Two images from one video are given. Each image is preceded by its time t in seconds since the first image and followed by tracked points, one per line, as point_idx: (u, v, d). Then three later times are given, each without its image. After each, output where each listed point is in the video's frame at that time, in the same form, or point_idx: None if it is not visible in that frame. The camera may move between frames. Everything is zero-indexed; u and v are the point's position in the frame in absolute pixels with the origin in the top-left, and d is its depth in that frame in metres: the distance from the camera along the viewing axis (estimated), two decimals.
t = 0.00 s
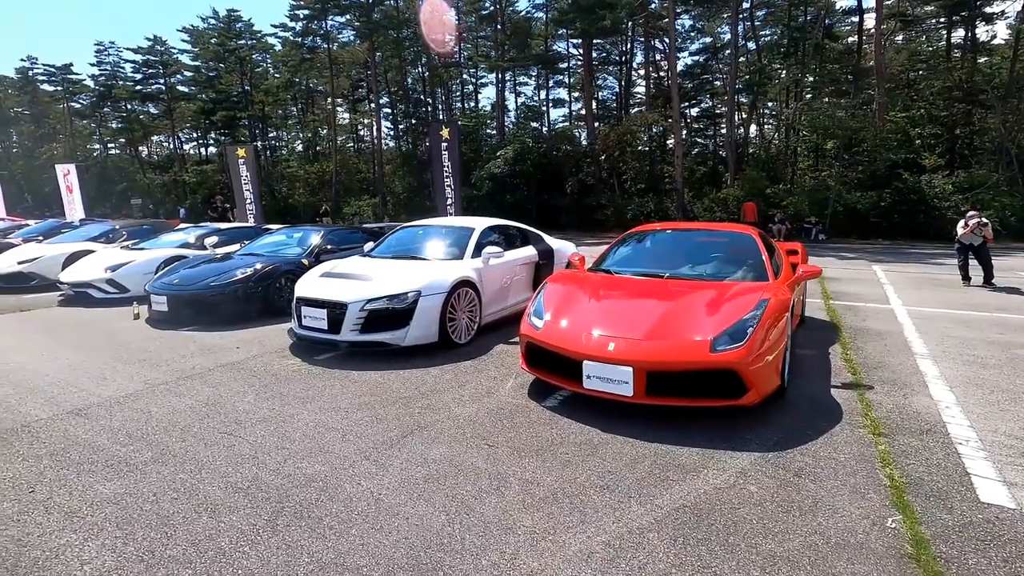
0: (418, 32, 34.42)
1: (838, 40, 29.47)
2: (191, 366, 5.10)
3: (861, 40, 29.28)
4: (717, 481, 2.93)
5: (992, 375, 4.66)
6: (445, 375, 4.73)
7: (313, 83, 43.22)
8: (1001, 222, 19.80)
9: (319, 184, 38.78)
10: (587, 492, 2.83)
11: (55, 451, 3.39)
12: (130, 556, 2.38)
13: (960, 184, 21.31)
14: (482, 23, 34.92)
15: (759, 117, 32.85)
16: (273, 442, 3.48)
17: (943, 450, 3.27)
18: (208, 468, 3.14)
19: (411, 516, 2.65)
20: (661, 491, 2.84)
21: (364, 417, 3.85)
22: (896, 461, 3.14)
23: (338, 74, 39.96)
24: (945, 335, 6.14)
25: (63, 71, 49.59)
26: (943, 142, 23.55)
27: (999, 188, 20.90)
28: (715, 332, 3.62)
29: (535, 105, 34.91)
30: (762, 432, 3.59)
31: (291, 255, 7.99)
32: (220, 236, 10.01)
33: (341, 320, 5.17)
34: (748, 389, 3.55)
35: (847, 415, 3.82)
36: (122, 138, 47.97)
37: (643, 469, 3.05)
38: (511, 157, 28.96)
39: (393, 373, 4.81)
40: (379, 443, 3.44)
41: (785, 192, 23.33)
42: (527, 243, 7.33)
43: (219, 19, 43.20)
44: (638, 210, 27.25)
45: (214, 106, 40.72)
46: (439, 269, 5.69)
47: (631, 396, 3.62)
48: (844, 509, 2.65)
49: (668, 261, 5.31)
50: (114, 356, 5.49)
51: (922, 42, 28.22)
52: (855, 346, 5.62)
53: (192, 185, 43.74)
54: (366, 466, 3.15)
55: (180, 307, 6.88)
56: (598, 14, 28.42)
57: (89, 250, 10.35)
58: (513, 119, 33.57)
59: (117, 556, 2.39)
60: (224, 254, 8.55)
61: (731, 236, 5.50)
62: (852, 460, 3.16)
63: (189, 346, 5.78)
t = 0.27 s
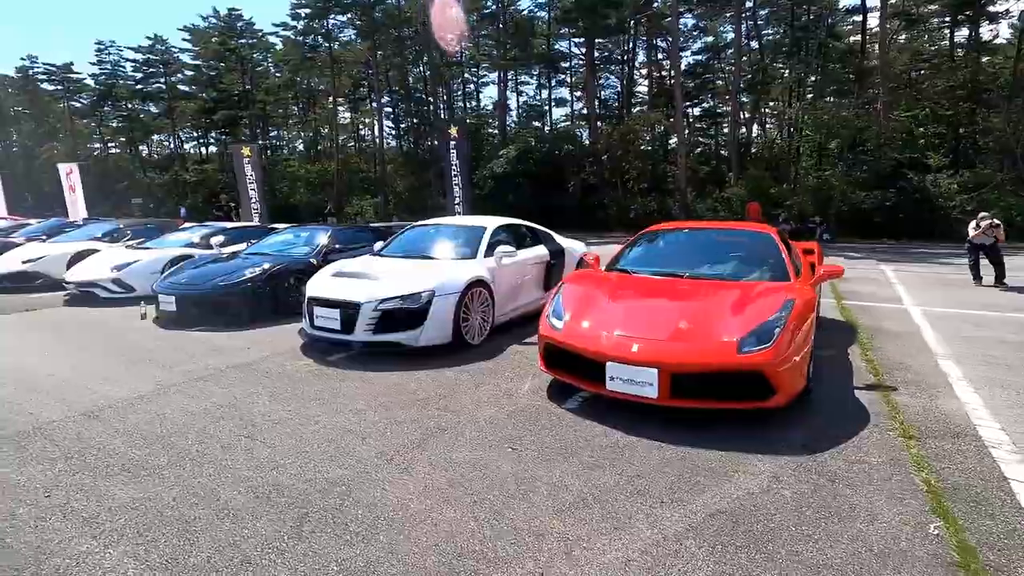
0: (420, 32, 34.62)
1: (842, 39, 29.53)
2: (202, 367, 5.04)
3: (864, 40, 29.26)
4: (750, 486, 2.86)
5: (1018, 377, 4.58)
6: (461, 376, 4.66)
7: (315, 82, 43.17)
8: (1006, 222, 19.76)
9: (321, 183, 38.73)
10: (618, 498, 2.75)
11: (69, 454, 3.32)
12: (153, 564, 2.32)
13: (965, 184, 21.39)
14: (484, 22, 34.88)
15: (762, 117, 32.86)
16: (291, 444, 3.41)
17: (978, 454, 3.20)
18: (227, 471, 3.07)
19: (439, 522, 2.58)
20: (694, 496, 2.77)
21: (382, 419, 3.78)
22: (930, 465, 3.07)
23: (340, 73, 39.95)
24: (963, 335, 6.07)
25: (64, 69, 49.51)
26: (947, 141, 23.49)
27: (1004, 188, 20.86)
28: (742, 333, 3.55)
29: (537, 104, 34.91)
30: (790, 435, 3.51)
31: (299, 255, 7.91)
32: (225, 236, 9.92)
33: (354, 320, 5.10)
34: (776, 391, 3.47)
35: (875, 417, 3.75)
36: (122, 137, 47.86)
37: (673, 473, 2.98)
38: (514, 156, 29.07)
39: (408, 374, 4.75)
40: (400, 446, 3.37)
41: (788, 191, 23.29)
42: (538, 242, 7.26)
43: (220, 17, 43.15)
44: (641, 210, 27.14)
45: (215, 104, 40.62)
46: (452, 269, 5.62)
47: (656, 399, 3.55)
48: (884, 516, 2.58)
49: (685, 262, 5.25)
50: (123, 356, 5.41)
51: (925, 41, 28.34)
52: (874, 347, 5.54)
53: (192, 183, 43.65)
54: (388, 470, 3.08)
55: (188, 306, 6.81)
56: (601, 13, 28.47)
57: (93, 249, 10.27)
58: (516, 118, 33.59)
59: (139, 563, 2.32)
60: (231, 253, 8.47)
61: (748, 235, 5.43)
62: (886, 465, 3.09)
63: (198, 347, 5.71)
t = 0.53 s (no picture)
0: (421, 31, 34.82)
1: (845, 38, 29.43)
2: (211, 369, 4.98)
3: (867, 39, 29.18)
4: (779, 493, 2.80)
5: None
6: (475, 379, 4.60)
7: (316, 81, 43.06)
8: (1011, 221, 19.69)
9: (322, 182, 38.65)
10: (646, 505, 2.69)
11: (82, 459, 3.26)
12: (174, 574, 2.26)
13: (969, 183, 21.32)
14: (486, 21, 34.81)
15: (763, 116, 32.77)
16: (307, 449, 3.34)
17: (1007, 459, 3.14)
18: (244, 477, 3.01)
19: (465, 530, 2.52)
20: (722, 503, 2.71)
21: (398, 423, 3.72)
22: (960, 470, 3.01)
23: (341, 72, 39.87)
24: (978, 336, 6.01)
25: (65, 69, 49.38)
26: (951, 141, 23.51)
27: (1008, 188, 20.79)
28: (765, 335, 3.50)
29: (539, 104, 34.81)
30: (814, 439, 3.45)
31: (306, 255, 7.85)
32: (229, 235, 9.85)
33: (366, 321, 5.04)
34: (800, 395, 3.41)
35: (900, 421, 3.69)
36: (122, 136, 47.71)
37: (699, 479, 2.92)
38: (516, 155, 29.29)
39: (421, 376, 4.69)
40: (418, 451, 3.31)
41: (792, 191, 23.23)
42: (547, 242, 7.20)
43: (220, 17, 43.05)
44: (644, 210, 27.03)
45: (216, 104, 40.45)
46: (463, 269, 5.56)
47: (677, 402, 3.50)
48: (919, 523, 2.53)
49: (701, 262, 5.19)
50: (131, 358, 5.36)
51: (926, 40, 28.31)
52: (890, 349, 5.48)
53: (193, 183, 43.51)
54: (408, 476, 3.02)
55: (195, 307, 6.74)
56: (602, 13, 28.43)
57: (97, 249, 10.21)
58: (517, 117, 33.51)
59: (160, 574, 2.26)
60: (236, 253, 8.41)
61: (763, 235, 5.37)
62: (914, 470, 3.03)
63: (207, 348, 5.64)
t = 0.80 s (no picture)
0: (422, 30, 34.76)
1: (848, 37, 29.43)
2: (220, 371, 4.91)
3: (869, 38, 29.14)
4: (810, 500, 2.74)
5: None
6: (490, 381, 4.54)
7: (316, 80, 42.99)
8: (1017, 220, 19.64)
9: (322, 182, 38.63)
10: (675, 512, 2.63)
11: (94, 464, 3.19)
12: None
13: (973, 182, 21.39)
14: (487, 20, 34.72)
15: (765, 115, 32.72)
16: (324, 453, 3.28)
17: None
18: (260, 483, 2.94)
19: (491, 540, 2.46)
20: (753, 511, 2.65)
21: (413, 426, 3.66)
22: (993, 477, 2.95)
23: (341, 71, 39.80)
24: (994, 338, 5.95)
25: (64, 68, 49.25)
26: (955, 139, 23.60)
27: (1013, 187, 20.73)
28: (789, 338, 3.44)
29: (540, 103, 34.72)
30: (840, 443, 3.40)
31: (312, 255, 7.78)
32: (234, 235, 9.77)
33: (377, 322, 4.97)
34: (826, 399, 3.36)
35: (924, 425, 3.63)
36: (122, 135, 47.60)
37: (727, 485, 2.86)
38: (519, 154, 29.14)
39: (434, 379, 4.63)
40: (437, 456, 3.25)
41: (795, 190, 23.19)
42: (557, 242, 7.13)
43: (221, 16, 42.97)
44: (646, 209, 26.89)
45: (216, 103, 40.33)
46: (475, 270, 5.50)
47: (701, 406, 3.45)
48: (956, 532, 2.46)
49: (716, 262, 5.13)
50: (138, 359, 5.29)
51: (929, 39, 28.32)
52: (907, 350, 5.42)
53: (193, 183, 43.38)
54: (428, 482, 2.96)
55: (201, 308, 6.67)
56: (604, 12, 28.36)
57: (101, 249, 10.13)
58: (518, 116, 33.41)
59: None
60: (242, 253, 8.34)
61: (779, 235, 5.31)
62: (946, 476, 2.97)
63: (215, 350, 5.58)
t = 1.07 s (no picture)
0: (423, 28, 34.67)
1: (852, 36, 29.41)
2: (231, 373, 4.82)
3: (873, 37, 29.03)
4: (852, 507, 2.65)
5: None
6: (509, 382, 4.44)
7: (317, 78, 42.87)
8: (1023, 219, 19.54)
9: (324, 181, 38.54)
10: (714, 520, 2.54)
11: (108, 469, 3.10)
12: None
13: (979, 181, 21.12)
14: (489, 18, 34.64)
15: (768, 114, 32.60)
16: (346, 458, 3.19)
17: None
18: (282, 489, 2.84)
19: (526, 549, 2.37)
20: (795, 519, 2.56)
21: (435, 430, 3.56)
22: None
23: (342, 69, 39.67)
24: (1015, 338, 5.86)
25: (64, 66, 49.04)
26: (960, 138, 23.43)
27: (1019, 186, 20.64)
28: (822, 339, 3.35)
29: (542, 102, 34.58)
30: (874, 448, 3.30)
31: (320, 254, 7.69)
32: (239, 233, 9.66)
33: (391, 323, 4.88)
34: (860, 402, 3.26)
35: (958, 428, 3.55)
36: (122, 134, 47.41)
37: (765, 492, 2.77)
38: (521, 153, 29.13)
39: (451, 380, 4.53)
40: (462, 460, 3.17)
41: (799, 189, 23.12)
42: (569, 241, 7.04)
43: (221, 14, 42.82)
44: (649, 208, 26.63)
45: (216, 102, 40.23)
46: (490, 269, 5.40)
47: (731, 408, 3.35)
48: (1009, 542, 2.37)
49: (737, 261, 5.05)
50: (147, 360, 5.19)
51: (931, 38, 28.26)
52: (929, 351, 5.34)
53: (193, 182, 43.19)
54: (456, 487, 2.87)
55: (209, 308, 6.58)
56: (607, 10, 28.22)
57: (105, 248, 10.03)
58: (520, 115, 33.28)
59: None
60: (248, 253, 8.25)
61: (800, 235, 5.24)
62: (988, 481, 2.88)
63: (224, 351, 5.48)
